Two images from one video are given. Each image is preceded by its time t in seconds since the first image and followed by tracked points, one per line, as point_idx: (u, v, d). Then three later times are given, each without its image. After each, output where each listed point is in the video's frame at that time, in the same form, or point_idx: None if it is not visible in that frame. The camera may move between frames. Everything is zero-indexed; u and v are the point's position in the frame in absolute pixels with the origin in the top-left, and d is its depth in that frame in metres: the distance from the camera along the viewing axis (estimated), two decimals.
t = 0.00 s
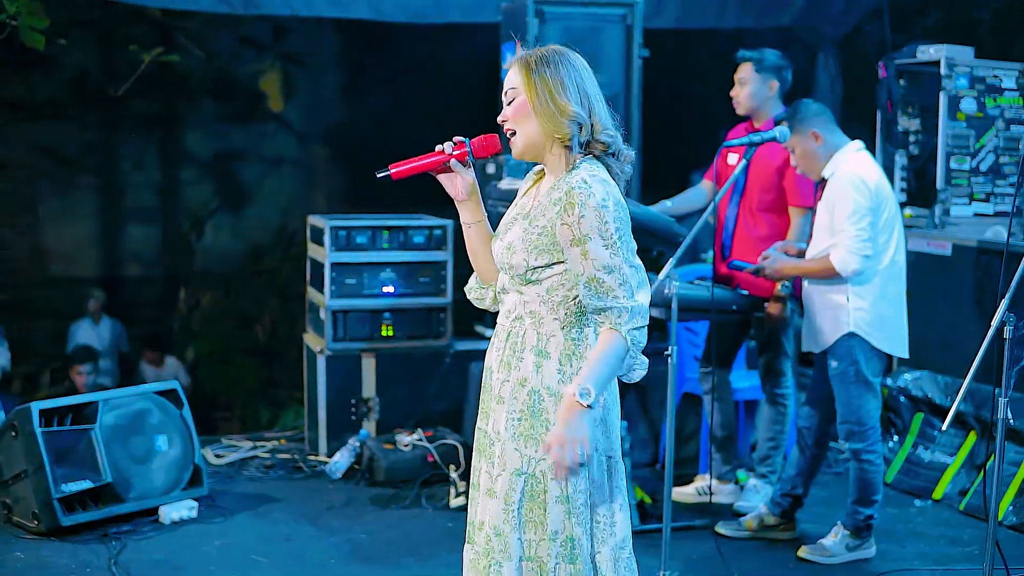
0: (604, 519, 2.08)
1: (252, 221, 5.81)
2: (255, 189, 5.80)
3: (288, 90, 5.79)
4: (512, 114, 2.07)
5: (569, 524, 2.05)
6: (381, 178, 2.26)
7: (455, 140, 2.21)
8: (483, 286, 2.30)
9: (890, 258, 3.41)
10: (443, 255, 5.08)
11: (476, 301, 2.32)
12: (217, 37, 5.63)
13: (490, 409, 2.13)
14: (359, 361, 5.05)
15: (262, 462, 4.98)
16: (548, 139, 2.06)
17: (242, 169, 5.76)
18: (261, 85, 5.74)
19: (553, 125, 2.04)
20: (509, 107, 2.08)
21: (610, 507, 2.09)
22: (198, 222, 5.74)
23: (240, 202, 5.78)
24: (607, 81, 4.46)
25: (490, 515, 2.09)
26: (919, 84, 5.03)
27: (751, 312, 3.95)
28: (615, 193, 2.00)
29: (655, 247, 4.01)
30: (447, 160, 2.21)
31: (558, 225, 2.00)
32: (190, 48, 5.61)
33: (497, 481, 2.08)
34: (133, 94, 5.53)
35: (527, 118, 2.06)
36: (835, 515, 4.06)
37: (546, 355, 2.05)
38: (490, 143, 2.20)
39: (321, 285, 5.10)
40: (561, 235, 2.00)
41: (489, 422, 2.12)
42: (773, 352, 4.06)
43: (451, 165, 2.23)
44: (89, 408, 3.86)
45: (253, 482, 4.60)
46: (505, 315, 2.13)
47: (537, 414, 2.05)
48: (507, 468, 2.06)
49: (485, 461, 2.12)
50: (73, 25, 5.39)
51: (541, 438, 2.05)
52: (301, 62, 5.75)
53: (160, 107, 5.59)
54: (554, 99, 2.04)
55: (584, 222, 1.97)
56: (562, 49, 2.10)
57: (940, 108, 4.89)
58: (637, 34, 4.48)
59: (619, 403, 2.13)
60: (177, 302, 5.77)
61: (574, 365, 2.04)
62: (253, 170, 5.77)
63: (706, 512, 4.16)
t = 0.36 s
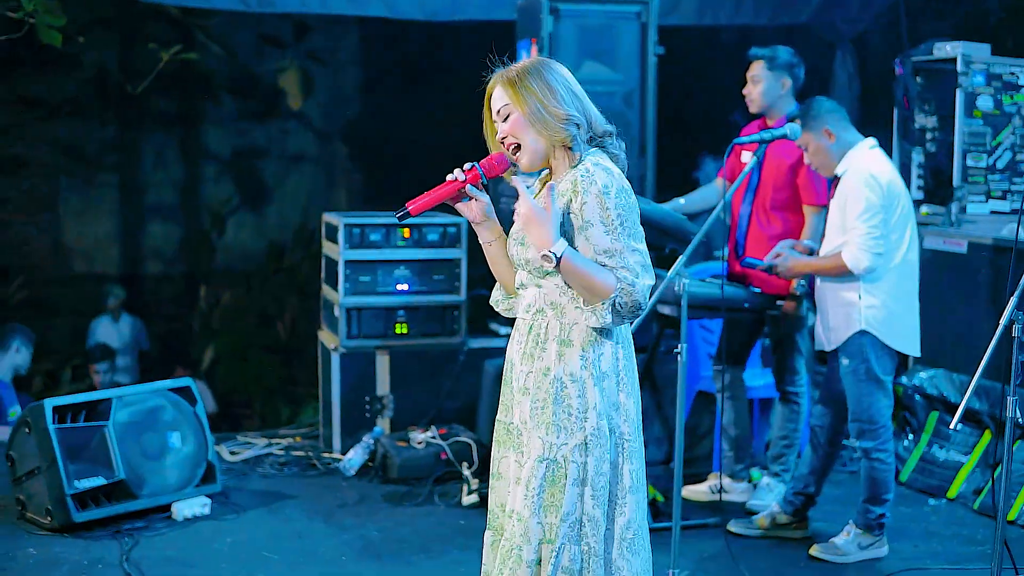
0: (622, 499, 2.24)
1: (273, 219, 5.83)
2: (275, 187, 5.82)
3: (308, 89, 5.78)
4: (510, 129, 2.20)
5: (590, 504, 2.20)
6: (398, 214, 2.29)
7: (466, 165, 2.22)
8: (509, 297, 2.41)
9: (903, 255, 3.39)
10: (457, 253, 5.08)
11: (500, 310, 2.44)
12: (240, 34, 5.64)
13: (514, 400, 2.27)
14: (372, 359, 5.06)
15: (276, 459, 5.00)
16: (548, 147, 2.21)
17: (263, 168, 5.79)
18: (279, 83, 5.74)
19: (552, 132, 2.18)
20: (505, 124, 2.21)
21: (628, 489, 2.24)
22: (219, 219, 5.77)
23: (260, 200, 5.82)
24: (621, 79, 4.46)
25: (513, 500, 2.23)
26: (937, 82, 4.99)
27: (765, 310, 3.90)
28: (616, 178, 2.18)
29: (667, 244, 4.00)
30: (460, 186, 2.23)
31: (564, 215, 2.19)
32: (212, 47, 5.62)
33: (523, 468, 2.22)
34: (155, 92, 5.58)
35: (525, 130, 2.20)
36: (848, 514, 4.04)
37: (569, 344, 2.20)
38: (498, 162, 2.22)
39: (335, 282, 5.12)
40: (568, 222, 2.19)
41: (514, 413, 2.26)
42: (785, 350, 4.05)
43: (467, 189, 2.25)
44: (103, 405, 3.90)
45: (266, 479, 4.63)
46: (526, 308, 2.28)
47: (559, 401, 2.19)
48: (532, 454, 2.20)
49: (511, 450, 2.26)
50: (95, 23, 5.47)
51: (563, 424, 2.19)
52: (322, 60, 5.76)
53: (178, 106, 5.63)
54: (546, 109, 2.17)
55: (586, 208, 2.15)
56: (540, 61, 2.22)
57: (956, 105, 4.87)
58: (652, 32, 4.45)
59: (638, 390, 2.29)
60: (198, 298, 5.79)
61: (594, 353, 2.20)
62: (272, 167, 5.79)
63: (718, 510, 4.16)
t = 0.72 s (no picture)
0: (648, 488, 2.25)
1: (295, 218, 5.86)
2: (296, 187, 5.84)
3: (329, 90, 5.81)
4: (520, 126, 2.21)
5: (618, 493, 2.21)
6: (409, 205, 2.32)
7: (476, 157, 2.27)
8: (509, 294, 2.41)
9: (919, 258, 3.38)
10: (475, 254, 5.09)
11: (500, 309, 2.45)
12: (263, 34, 5.68)
13: (529, 398, 2.27)
14: (390, 359, 5.08)
15: (293, 458, 5.03)
16: (557, 144, 2.21)
17: (286, 167, 5.81)
18: (302, 83, 5.77)
19: (560, 132, 2.19)
20: (515, 120, 2.22)
21: (652, 477, 2.26)
22: (242, 219, 5.80)
23: (283, 198, 5.84)
24: (639, 80, 4.45)
25: (538, 496, 2.22)
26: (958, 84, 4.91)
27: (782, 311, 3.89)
28: (631, 175, 2.20)
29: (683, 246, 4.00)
30: (470, 177, 2.27)
31: (582, 214, 2.19)
32: (235, 48, 5.67)
33: (545, 464, 2.22)
34: (178, 94, 5.62)
35: (534, 128, 2.20)
36: (864, 516, 4.03)
37: (586, 337, 2.22)
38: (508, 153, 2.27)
39: (353, 282, 5.14)
40: (588, 221, 2.19)
41: (531, 410, 2.25)
42: (802, 352, 4.04)
43: (477, 182, 2.29)
44: (120, 403, 3.93)
45: (283, 478, 4.65)
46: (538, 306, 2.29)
47: (580, 394, 2.20)
48: (554, 450, 2.20)
49: (531, 448, 2.25)
50: (118, 24, 5.49)
51: (585, 417, 2.20)
52: (344, 62, 5.78)
53: (202, 106, 5.67)
54: (555, 106, 2.18)
55: (607, 206, 2.16)
56: (549, 59, 2.23)
57: (975, 108, 4.83)
58: (671, 32, 4.43)
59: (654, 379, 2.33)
60: (220, 298, 5.84)
61: (612, 344, 2.22)
62: (295, 166, 5.82)
63: (735, 511, 4.15)
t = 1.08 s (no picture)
0: (662, 480, 2.26)
1: (310, 218, 5.88)
2: (311, 187, 5.87)
3: (345, 89, 5.82)
4: (540, 119, 2.21)
5: (639, 487, 2.21)
6: (429, 189, 2.17)
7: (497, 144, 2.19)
8: (505, 288, 2.41)
9: (929, 258, 3.38)
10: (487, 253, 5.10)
11: (494, 301, 2.45)
12: (279, 34, 5.70)
13: (542, 395, 2.24)
14: (402, 358, 5.09)
15: (305, 456, 5.05)
16: (575, 139, 2.22)
17: (301, 167, 5.84)
18: (317, 82, 5.78)
19: (580, 127, 2.20)
20: (534, 113, 2.22)
21: (665, 469, 2.27)
22: (257, 218, 5.84)
23: (299, 197, 5.87)
24: (653, 79, 4.45)
25: (557, 493, 2.19)
26: (969, 82, 4.87)
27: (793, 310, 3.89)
28: (648, 171, 2.22)
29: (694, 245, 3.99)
30: (491, 165, 2.19)
31: (600, 208, 2.20)
32: (250, 47, 5.70)
33: (565, 461, 2.18)
34: (194, 94, 5.66)
35: (555, 122, 2.21)
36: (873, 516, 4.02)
37: (601, 332, 2.21)
38: (527, 143, 2.22)
39: (365, 281, 5.16)
40: (606, 215, 2.20)
41: (546, 408, 2.22)
42: (812, 352, 4.02)
43: (495, 169, 2.21)
44: (132, 401, 3.96)
45: (296, 476, 4.68)
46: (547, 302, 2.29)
47: (600, 389, 2.18)
48: (576, 446, 2.17)
49: (547, 445, 2.22)
50: (134, 24, 5.53)
51: (605, 411, 2.18)
52: (359, 61, 5.80)
53: (218, 105, 5.71)
54: (577, 101, 2.19)
55: (627, 201, 2.17)
56: (568, 55, 2.24)
57: (988, 108, 4.83)
58: (684, 31, 4.43)
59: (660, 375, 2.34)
60: (235, 297, 5.87)
61: (627, 338, 2.22)
62: (311, 165, 5.84)
63: (747, 510, 4.15)
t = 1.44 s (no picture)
0: (669, 477, 2.28)
1: (323, 219, 5.93)
2: (325, 187, 5.92)
3: (357, 90, 5.86)
4: (556, 108, 2.21)
5: (648, 484, 2.22)
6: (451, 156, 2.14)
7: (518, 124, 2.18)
8: (499, 275, 2.39)
9: (936, 256, 3.38)
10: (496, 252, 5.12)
11: (485, 289, 2.41)
12: (291, 34, 5.76)
13: (550, 393, 2.23)
14: (411, 357, 5.10)
15: (315, 455, 5.07)
16: (590, 131, 2.24)
17: (313, 167, 5.89)
18: (329, 82, 5.83)
19: (597, 120, 2.22)
20: (553, 102, 2.22)
21: (671, 467, 2.29)
22: (270, 218, 5.89)
23: (312, 198, 5.92)
24: (661, 79, 4.44)
25: (567, 490, 2.19)
26: (981, 83, 4.82)
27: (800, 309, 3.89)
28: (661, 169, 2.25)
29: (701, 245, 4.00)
30: (511, 143, 2.18)
31: (615, 204, 2.20)
32: (262, 47, 5.75)
33: (575, 458, 2.18)
34: (206, 94, 5.71)
35: (571, 113, 2.21)
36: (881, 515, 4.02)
37: (611, 329, 2.21)
38: (544, 127, 2.20)
39: (374, 280, 5.18)
40: (623, 210, 2.20)
41: (555, 405, 2.22)
42: (820, 350, 4.03)
43: (512, 147, 2.20)
44: (142, 400, 3.99)
45: (306, 475, 4.69)
46: (552, 300, 2.27)
47: (611, 386, 2.19)
48: (586, 442, 2.17)
49: (556, 443, 2.21)
50: (146, 24, 5.60)
51: (616, 409, 2.19)
52: (371, 61, 5.85)
53: (231, 105, 5.76)
54: (597, 96, 2.21)
55: (644, 197, 2.18)
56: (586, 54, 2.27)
57: (998, 107, 4.78)
58: (692, 30, 4.44)
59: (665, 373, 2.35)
60: (248, 297, 5.93)
61: (635, 336, 2.23)
62: (323, 166, 5.90)
63: (756, 509, 4.15)
